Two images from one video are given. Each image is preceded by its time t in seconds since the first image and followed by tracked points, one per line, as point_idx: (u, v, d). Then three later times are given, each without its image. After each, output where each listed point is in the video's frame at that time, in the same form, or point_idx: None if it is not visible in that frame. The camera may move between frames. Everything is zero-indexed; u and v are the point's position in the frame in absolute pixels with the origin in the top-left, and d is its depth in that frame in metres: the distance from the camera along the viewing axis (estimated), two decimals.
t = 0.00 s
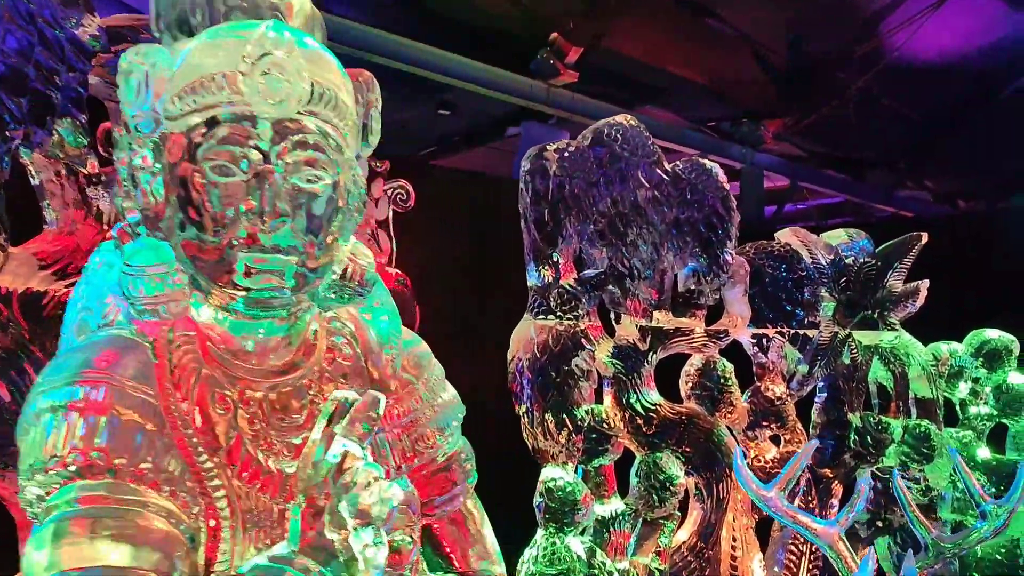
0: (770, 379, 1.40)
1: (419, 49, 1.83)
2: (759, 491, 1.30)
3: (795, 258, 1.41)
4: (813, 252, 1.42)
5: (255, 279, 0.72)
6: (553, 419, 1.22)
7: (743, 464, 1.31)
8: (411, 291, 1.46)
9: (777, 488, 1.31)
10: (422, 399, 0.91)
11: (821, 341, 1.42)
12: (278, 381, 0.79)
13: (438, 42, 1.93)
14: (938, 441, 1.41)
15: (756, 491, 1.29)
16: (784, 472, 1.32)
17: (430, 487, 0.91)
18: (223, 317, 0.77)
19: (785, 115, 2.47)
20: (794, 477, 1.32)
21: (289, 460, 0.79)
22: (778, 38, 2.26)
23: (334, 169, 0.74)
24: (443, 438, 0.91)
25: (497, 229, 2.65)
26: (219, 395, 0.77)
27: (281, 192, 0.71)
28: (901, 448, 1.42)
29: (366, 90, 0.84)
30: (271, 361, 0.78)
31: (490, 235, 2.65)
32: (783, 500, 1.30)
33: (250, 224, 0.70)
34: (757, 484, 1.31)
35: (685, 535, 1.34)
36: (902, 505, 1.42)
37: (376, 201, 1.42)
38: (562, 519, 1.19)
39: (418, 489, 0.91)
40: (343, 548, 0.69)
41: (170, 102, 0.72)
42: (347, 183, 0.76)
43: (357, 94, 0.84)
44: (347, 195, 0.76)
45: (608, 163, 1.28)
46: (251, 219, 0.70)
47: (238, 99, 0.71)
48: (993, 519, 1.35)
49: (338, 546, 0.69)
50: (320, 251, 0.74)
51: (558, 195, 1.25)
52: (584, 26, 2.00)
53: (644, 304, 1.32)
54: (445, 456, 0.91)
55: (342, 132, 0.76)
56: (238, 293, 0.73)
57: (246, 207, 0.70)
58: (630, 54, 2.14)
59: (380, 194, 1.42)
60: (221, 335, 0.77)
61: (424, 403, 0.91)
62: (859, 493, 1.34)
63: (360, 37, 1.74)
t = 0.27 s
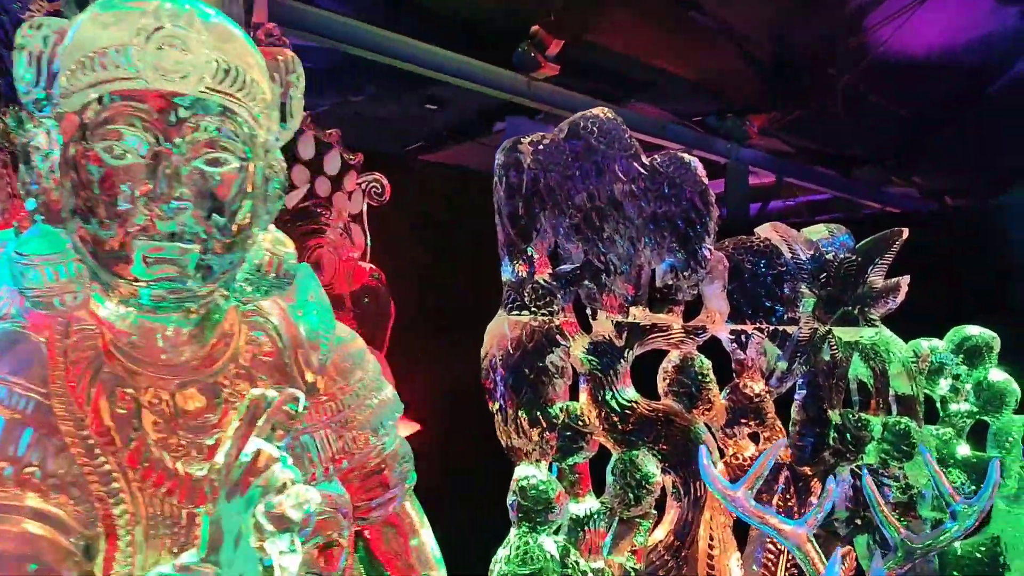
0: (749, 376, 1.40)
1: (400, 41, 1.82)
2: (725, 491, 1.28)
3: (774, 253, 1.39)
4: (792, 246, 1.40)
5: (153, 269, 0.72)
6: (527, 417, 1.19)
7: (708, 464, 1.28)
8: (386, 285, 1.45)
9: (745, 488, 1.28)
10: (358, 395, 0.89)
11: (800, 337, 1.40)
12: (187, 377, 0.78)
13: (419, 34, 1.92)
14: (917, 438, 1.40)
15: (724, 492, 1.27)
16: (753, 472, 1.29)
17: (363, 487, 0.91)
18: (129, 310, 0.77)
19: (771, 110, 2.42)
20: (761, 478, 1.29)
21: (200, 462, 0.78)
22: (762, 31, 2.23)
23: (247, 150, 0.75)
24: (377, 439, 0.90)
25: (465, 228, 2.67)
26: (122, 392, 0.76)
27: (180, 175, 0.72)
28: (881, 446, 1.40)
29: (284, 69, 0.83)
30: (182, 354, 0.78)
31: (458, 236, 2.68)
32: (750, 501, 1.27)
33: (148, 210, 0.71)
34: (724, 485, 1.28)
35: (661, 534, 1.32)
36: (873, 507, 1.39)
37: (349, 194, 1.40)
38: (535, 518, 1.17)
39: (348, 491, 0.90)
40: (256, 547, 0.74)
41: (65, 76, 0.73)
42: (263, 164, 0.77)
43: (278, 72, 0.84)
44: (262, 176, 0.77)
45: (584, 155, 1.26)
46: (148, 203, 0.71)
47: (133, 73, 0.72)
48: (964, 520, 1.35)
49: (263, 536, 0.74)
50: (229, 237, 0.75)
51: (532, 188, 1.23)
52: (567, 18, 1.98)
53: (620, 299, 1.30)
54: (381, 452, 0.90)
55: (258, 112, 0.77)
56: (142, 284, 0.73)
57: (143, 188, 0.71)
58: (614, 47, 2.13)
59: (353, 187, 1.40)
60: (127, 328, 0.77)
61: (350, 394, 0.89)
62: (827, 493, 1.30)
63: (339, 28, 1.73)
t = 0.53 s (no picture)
0: (725, 371, 1.39)
1: (379, 33, 1.80)
2: (689, 488, 1.22)
3: (751, 247, 1.39)
4: (770, 241, 1.40)
5: (40, 254, 0.66)
6: (498, 414, 1.17)
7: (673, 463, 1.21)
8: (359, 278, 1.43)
9: (710, 485, 1.23)
10: (288, 385, 0.82)
11: (777, 333, 1.38)
12: (88, 369, 0.73)
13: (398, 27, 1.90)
14: (896, 435, 1.40)
15: (688, 490, 1.21)
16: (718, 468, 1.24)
17: (296, 486, 0.82)
18: (23, 298, 0.70)
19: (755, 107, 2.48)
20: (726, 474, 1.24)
21: (106, 460, 0.73)
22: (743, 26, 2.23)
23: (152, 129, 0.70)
24: (306, 436, 0.82)
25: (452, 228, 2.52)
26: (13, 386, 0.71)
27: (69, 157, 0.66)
28: (858, 443, 1.39)
29: (198, 46, 0.78)
30: (83, 344, 0.72)
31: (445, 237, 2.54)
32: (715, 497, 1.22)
33: (31, 190, 0.65)
34: (689, 481, 1.22)
35: (637, 530, 1.32)
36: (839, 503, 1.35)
37: (322, 186, 1.38)
38: (506, 516, 1.16)
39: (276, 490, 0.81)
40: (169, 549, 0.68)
41: None
42: (169, 147, 0.72)
43: (189, 49, 0.79)
44: (168, 162, 0.72)
45: (559, 148, 1.24)
46: (31, 184, 0.65)
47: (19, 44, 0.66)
48: (930, 518, 1.34)
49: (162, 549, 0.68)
50: (128, 220, 0.69)
51: (505, 180, 1.21)
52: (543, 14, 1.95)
53: (595, 294, 1.29)
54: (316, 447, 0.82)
55: (164, 90, 0.73)
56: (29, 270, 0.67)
57: (26, 169, 0.65)
58: (596, 41, 2.12)
59: (326, 179, 1.38)
60: (23, 318, 0.71)
61: (279, 390, 0.82)
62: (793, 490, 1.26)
63: (315, 18, 1.70)
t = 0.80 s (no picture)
0: (704, 368, 1.36)
1: (358, 26, 1.77)
2: (656, 484, 1.22)
3: (731, 243, 1.37)
4: (750, 237, 1.38)
5: None
6: (472, 410, 1.15)
7: (638, 459, 1.21)
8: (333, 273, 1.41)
9: (677, 482, 1.23)
10: (222, 373, 0.71)
11: (756, 329, 1.37)
12: None
13: (382, 21, 1.89)
14: (875, 434, 1.41)
15: (655, 486, 1.21)
16: (685, 466, 1.24)
17: (235, 487, 0.72)
18: None
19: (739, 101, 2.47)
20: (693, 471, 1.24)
21: None
22: (728, 21, 2.20)
23: (57, 103, 0.54)
24: (240, 430, 0.71)
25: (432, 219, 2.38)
26: None
27: None
28: (837, 440, 1.40)
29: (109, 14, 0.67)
30: None
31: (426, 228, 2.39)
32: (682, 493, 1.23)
33: None
34: (656, 478, 1.22)
35: (614, 528, 1.31)
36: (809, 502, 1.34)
37: (295, 180, 1.36)
38: (479, 514, 1.14)
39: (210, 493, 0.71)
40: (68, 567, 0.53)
41: None
42: (77, 125, 0.56)
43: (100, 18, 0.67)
44: (78, 142, 0.55)
45: (535, 141, 1.23)
46: None
47: None
48: (900, 514, 1.32)
49: (61, 567, 0.53)
50: (46, 199, 0.53)
51: (480, 173, 1.18)
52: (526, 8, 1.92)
53: (572, 290, 1.27)
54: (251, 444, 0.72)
55: (74, 64, 0.60)
56: None
57: None
58: (581, 36, 2.11)
59: (299, 171, 1.36)
60: None
61: (199, 386, 0.69)
62: (762, 488, 1.28)
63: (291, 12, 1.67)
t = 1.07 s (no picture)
0: (687, 365, 1.35)
1: (341, 19, 1.75)
2: (632, 484, 1.19)
3: (715, 240, 1.36)
4: (733, 233, 1.38)
5: None
6: (451, 409, 1.13)
7: (613, 458, 1.18)
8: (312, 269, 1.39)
9: (653, 481, 1.20)
10: (162, 369, 0.71)
11: (740, 326, 1.35)
12: None
13: (365, 15, 1.87)
14: (858, 433, 1.39)
15: (630, 486, 1.18)
16: (661, 465, 1.21)
17: (176, 488, 0.73)
18: None
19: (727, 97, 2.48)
20: (670, 471, 1.21)
21: None
22: (714, 17, 2.18)
23: None
24: (182, 428, 0.72)
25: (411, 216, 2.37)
26: None
27: None
28: (822, 438, 1.38)
29: None
30: None
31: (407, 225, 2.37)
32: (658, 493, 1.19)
33: None
34: (632, 477, 1.19)
35: (596, 527, 1.29)
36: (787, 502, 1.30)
37: (273, 173, 1.33)
38: (458, 514, 1.12)
39: (147, 495, 0.72)
40: None
41: None
42: None
43: None
44: None
45: (516, 135, 1.21)
46: None
47: None
48: (881, 514, 1.29)
49: None
50: None
51: (459, 167, 1.16)
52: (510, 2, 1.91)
53: (554, 286, 1.25)
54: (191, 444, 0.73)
55: None
56: None
57: None
58: (567, 31, 2.09)
59: (278, 165, 1.34)
60: None
61: (135, 384, 0.68)
62: (739, 488, 1.25)
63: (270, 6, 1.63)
